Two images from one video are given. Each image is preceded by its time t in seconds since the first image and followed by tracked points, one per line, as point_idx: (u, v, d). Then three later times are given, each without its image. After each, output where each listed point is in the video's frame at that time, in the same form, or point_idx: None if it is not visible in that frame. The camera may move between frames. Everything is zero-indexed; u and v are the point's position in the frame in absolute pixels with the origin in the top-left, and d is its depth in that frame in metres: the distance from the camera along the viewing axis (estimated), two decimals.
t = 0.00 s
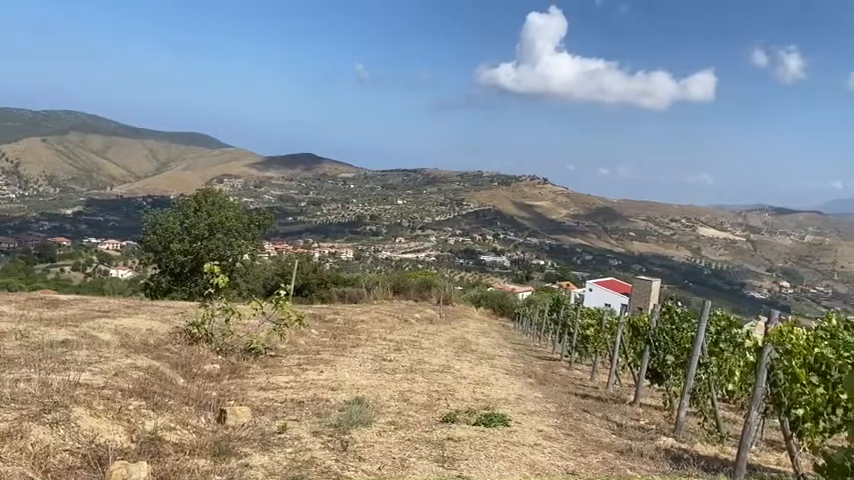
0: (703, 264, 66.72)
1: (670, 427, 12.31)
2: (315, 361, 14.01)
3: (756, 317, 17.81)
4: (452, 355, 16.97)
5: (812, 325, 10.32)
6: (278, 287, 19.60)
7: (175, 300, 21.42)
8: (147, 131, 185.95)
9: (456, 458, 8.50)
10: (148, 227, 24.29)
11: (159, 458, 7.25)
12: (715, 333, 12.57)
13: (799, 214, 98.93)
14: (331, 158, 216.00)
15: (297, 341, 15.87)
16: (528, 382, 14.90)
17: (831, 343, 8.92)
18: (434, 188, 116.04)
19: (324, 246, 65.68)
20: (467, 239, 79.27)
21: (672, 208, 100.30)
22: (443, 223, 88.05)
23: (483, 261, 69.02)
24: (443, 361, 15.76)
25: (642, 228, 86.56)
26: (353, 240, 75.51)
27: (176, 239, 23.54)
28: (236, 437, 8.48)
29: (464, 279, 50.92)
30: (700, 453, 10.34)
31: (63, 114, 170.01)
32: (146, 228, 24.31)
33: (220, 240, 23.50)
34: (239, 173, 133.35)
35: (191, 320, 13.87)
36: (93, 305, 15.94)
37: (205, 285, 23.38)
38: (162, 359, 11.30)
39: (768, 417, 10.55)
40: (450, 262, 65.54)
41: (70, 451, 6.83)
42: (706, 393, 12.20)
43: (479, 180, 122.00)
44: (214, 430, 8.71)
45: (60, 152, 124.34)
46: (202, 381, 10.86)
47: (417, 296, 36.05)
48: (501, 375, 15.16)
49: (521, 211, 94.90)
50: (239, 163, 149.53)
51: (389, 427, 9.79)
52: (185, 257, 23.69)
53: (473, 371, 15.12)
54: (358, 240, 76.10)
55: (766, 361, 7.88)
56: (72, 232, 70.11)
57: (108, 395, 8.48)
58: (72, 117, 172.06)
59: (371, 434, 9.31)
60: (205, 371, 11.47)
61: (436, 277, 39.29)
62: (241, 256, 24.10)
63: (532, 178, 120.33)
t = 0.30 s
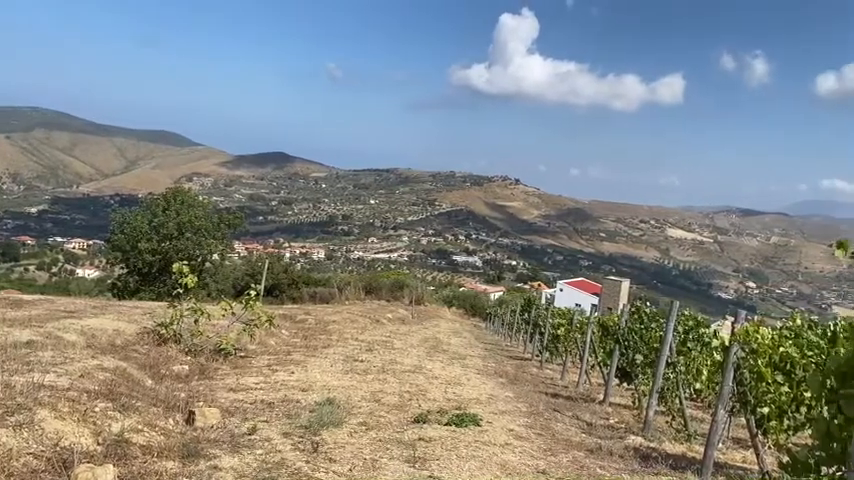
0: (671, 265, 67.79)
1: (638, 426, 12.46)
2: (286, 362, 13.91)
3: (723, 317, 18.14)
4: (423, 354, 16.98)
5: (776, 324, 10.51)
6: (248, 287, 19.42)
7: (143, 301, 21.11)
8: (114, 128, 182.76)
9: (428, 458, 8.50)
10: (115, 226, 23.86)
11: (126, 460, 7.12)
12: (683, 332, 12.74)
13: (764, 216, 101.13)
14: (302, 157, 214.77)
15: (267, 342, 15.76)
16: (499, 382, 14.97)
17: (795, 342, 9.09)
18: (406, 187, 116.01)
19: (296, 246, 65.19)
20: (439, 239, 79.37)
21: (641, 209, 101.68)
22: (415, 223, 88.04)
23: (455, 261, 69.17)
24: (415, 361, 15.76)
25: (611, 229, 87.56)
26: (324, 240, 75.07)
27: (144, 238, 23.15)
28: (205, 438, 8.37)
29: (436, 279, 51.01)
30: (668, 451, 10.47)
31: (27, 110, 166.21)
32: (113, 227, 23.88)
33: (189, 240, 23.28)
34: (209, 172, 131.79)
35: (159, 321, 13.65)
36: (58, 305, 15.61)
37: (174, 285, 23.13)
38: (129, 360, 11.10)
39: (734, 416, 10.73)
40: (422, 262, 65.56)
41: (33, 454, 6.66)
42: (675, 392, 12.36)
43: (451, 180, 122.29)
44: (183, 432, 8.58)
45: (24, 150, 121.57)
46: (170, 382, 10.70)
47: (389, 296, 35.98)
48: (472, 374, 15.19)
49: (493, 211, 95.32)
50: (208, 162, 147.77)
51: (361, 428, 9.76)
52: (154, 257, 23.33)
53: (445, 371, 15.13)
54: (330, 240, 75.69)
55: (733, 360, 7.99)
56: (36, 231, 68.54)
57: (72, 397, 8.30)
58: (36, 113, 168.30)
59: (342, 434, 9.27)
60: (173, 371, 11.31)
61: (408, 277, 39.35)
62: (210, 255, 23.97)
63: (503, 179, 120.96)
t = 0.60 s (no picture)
0: (641, 265, 68.69)
1: (609, 424, 12.59)
2: (257, 363, 13.80)
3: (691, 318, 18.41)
4: (396, 355, 16.96)
5: (744, 324, 10.69)
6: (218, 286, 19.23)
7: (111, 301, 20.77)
8: (82, 125, 179.53)
9: (400, 459, 8.49)
10: (83, 225, 23.42)
11: (93, 463, 6.99)
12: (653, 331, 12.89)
13: (732, 218, 103.16)
14: (273, 156, 213.32)
15: (238, 342, 15.61)
16: (471, 381, 15.01)
17: (762, 342, 9.23)
18: (380, 187, 115.85)
19: (268, 246, 64.63)
20: (413, 239, 79.36)
21: (612, 211, 102.90)
22: (388, 223, 87.93)
23: (429, 262, 69.22)
24: (387, 361, 15.73)
25: (583, 230, 88.39)
26: (297, 240, 74.56)
27: (113, 238, 22.80)
28: (175, 440, 8.26)
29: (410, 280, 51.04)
30: (638, 450, 10.60)
31: None
32: (81, 226, 23.44)
33: (159, 239, 22.96)
34: (179, 170, 130.13)
35: (128, 321, 13.43)
36: (24, 306, 15.28)
37: (143, 285, 22.85)
38: (97, 361, 10.90)
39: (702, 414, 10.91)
40: (396, 263, 65.48)
41: None
42: (644, 391, 12.52)
43: (424, 180, 122.33)
44: (152, 433, 8.46)
45: None
46: (139, 383, 10.54)
47: (362, 296, 35.93)
48: (445, 374, 15.22)
49: (466, 212, 95.63)
50: (178, 161, 145.96)
51: (333, 428, 9.71)
52: (123, 256, 22.98)
53: (418, 371, 15.14)
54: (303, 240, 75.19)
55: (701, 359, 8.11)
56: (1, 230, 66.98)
57: (38, 399, 8.12)
58: None
59: (315, 435, 9.22)
60: (143, 372, 11.13)
61: (381, 277, 39.35)
62: (181, 255, 23.68)
63: (477, 179, 121.40)
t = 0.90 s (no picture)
0: (613, 266, 69.45)
1: (581, 424, 12.70)
2: (230, 364, 13.68)
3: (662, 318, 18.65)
4: (370, 355, 16.93)
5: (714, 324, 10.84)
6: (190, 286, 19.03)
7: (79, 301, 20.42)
8: (51, 122, 176.46)
9: (374, 459, 8.47)
10: (51, 223, 23.03)
11: (62, 466, 6.86)
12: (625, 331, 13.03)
13: (702, 219, 104.87)
14: (247, 155, 211.70)
15: (211, 343, 15.45)
16: (446, 381, 15.04)
17: (731, 342, 9.36)
18: (354, 187, 115.58)
19: (241, 245, 64.04)
20: (387, 239, 79.26)
21: (585, 211, 103.92)
22: (363, 223, 87.73)
23: (403, 261, 69.21)
24: (361, 362, 15.68)
25: (557, 231, 89.08)
26: (270, 239, 73.99)
27: (83, 237, 22.47)
28: (146, 442, 8.14)
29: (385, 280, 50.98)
30: (610, 448, 10.72)
31: None
32: (49, 224, 23.04)
33: (130, 238, 22.66)
34: (151, 169, 128.48)
35: (98, 322, 13.22)
36: None
37: (113, 285, 22.49)
38: (66, 363, 10.70)
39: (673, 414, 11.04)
40: (370, 263, 65.33)
41: None
42: (616, 390, 12.64)
43: (399, 180, 122.27)
44: (122, 435, 8.32)
45: None
46: (109, 384, 10.37)
47: (337, 296, 35.84)
48: (419, 375, 15.22)
49: (440, 212, 95.80)
50: (150, 159, 144.17)
51: (306, 429, 9.65)
52: (93, 255, 22.65)
53: (392, 372, 15.13)
54: (276, 240, 74.63)
55: (672, 358, 8.20)
56: None
57: (5, 401, 7.94)
58: None
59: (287, 436, 9.14)
60: (112, 373, 10.96)
61: (356, 277, 39.31)
62: (152, 254, 23.41)
63: (452, 179, 121.67)
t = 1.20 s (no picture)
0: (588, 266, 70.12)
1: (556, 423, 12.79)
2: (203, 364, 13.54)
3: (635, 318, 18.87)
4: (345, 355, 16.86)
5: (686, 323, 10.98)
6: (163, 286, 18.81)
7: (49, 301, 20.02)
8: (20, 119, 173.17)
9: (348, 460, 8.44)
10: (20, 222, 22.62)
11: (30, 468, 6.73)
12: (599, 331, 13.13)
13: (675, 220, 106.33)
14: (222, 153, 209.75)
15: (184, 343, 15.28)
16: (421, 381, 15.05)
17: (704, 341, 9.49)
18: (330, 187, 115.12)
19: (214, 245, 63.30)
20: (363, 239, 79.06)
21: (560, 212, 104.72)
22: (339, 222, 87.37)
23: (379, 261, 69.10)
24: (337, 362, 15.62)
25: (532, 231, 89.66)
26: (245, 239, 73.31)
27: (53, 236, 22.09)
28: (117, 444, 8.03)
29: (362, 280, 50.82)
30: (585, 447, 10.80)
31: None
32: (18, 223, 22.62)
33: (102, 237, 22.25)
34: (123, 167, 126.67)
35: (68, 322, 12.98)
36: None
37: (86, 285, 22.12)
38: (35, 364, 10.49)
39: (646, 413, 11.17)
40: (346, 263, 65.09)
41: None
42: (591, 389, 12.75)
43: (376, 180, 122.07)
44: (93, 437, 8.19)
45: None
46: (80, 386, 10.19)
47: (312, 296, 35.69)
48: (395, 375, 15.22)
49: (416, 212, 95.81)
50: (122, 157, 142.09)
51: (281, 430, 9.60)
52: (64, 255, 22.26)
53: (368, 372, 15.11)
54: (251, 239, 73.97)
55: (645, 358, 8.29)
56: None
57: None
58: None
59: (262, 437, 9.08)
60: (83, 374, 10.77)
61: (332, 277, 39.17)
62: (124, 254, 23.00)
63: (428, 179, 121.80)
